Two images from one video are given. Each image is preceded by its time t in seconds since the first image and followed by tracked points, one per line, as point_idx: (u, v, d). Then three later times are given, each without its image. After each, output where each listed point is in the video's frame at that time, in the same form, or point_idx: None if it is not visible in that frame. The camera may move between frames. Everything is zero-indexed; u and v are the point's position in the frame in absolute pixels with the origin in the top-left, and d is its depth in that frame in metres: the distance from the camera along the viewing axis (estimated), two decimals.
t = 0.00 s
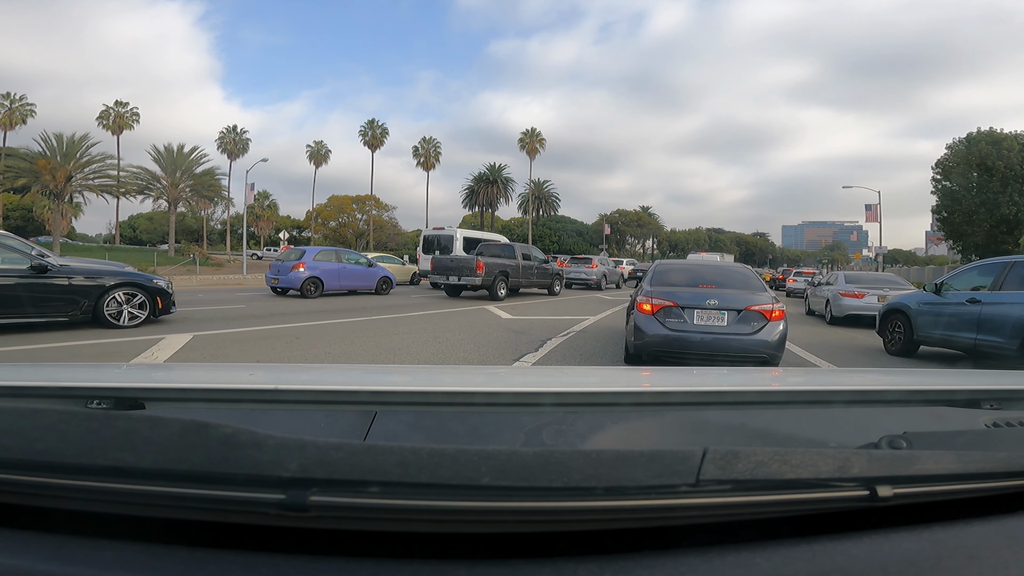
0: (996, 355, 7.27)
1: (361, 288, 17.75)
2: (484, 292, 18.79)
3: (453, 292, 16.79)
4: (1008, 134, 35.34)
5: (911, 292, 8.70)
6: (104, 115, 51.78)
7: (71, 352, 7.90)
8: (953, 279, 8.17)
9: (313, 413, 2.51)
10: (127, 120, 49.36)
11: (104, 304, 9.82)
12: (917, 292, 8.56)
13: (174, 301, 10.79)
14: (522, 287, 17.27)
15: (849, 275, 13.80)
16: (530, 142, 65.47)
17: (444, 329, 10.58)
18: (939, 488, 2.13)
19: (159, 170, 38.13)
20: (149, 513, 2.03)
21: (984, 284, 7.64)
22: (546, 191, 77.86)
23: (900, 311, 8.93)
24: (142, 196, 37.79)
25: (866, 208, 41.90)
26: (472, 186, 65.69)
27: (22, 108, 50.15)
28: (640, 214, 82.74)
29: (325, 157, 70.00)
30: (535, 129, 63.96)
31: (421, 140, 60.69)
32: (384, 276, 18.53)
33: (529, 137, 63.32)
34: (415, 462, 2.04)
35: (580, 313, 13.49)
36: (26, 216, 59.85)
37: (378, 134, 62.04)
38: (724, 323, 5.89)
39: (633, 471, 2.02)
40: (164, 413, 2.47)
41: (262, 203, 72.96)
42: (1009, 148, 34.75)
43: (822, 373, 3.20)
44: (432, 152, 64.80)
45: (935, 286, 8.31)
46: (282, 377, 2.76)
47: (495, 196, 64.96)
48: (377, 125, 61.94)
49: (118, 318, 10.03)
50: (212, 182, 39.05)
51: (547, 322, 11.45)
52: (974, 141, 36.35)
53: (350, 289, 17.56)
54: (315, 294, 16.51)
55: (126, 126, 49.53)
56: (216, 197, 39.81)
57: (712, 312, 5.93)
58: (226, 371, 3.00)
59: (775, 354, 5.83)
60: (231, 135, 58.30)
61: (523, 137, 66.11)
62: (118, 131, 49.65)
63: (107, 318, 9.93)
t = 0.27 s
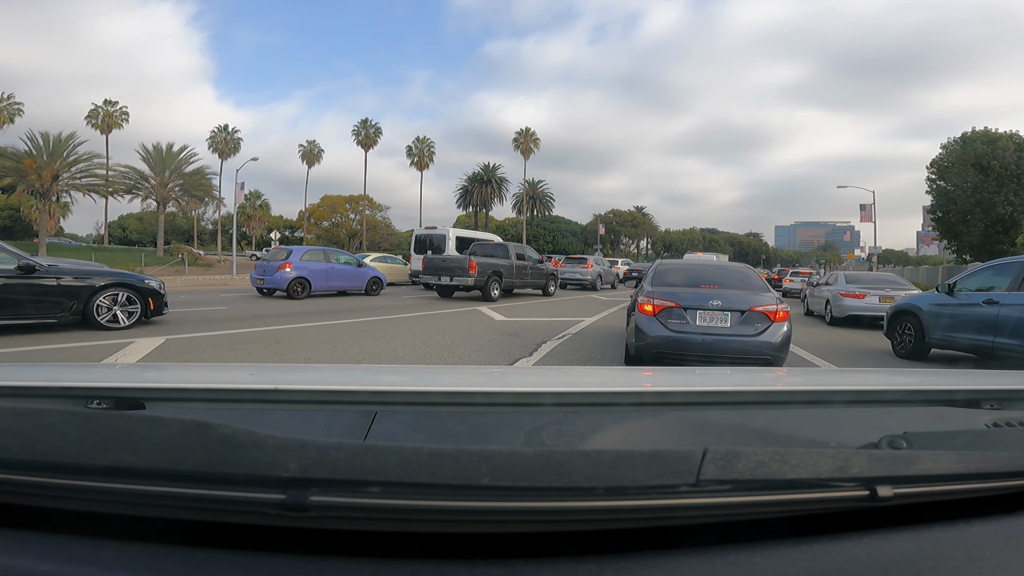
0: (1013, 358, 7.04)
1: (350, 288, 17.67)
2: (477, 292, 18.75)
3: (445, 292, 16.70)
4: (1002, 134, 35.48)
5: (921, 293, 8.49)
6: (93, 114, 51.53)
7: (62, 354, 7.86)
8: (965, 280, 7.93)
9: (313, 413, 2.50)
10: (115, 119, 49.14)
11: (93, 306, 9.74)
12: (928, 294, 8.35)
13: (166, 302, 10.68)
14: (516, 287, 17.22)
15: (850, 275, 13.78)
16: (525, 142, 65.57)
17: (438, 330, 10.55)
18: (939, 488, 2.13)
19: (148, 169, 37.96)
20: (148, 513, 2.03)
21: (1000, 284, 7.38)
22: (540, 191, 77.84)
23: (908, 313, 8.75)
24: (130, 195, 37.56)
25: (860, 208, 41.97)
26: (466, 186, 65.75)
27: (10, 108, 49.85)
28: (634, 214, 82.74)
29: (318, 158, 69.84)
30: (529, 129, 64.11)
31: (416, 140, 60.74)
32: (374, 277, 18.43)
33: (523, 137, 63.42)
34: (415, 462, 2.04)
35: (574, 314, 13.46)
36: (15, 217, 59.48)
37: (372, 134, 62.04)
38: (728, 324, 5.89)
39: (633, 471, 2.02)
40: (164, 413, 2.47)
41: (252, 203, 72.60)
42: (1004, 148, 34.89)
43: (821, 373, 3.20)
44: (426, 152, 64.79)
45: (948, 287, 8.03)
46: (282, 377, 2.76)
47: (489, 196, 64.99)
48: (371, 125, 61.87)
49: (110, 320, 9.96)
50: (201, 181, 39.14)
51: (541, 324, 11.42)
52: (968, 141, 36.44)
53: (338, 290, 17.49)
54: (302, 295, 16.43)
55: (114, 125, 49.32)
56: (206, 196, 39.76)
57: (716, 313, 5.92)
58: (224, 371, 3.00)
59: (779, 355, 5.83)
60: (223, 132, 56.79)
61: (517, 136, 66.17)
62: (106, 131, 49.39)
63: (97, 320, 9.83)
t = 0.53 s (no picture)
0: None
1: (338, 289, 17.53)
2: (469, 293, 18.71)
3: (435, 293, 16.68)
4: (995, 133, 35.67)
5: (933, 292, 8.23)
6: (81, 114, 51.32)
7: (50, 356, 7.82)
8: (979, 279, 7.70)
9: (312, 413, 2.51)
10: (103, 119, 48.95)
11: (79, 308, 9.71)
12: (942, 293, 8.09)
13: (155, 305, 10.64)
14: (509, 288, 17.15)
15: (849, 274, 13.78)
16: (519, 142, 65.73)
17: (431, 332, 10.51)
18: (939, 488, 2.13)
19: (135, 169, 37.78)
20: (148, 513, 2.03)
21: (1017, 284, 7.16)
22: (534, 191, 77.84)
23: (918, 314, 8.53)
24: (117, 196, 37.38)
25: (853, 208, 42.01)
26: (460, 186, 65.82)
27: None
28: (628, 214, 82.77)
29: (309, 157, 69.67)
30: (522, 129, 64.34)
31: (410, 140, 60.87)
32: (364, 279, 18.25)
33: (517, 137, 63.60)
34: (415, 462, 2.03)
35: (568, 314, 13.44)
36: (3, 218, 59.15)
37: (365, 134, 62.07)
38: (730, 325, 5.89)
39: (632, 471, 2.02)
40: (164, 413, 2.47)
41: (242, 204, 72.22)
42: (998, 146, 35.07)
43: (820, 373, 3.20)
44: (419, 152, 64.91)
45: (962, 287, 7.78)
46: (281, 378, 2.76)
47: (482, 196, 65.08)
48: (365, 125, 61.93)
49: (96, 323, 9.91)
50: (189, 181, 38.76)
51: (535, 325, 11.40)
52: (962, 140, 36.58)
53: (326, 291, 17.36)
54: (287, 296, 16.34)
55: (102, 125, 49.12)
56: (195, 196, 39.45)
57: (719, 314, 5.92)
58: (222, 371, 3.00)
59: (783, 356, 5.82)
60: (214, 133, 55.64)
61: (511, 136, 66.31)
62: (94, 131, 49.16)
63: (84, 323, 9.79)
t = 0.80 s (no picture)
0: None
1: (326, 290, 17.25)
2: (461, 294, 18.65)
3: (427, 296, 16.61)
4: (988, 132, 35.73)
5: (944, 292, 7.99)
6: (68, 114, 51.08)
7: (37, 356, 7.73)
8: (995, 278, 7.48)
9: (313, 413, 2.51)
10: (90, 118, 48.80)
11: (64, 310, 9.56)
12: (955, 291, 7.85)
13: (141, 306, 10.59)
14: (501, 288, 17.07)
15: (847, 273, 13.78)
16: (512, 142, 65.78)
17: (425, 333, 10.46)
18: (939, 488, 2.13)
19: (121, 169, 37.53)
20: (149, 513, 2.03)
21: None
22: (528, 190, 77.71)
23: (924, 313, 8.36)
24: (103, 196, 37.18)
25: (847, 207, 42.03)
26: (454, 186, 65.84)
27: None
28: (621, 214, 82.70)
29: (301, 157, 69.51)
30: (516, 128, 64.35)
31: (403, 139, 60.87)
32: (352, 279, 17.98)
33: (511, 135, 63.60)
34: (415, 462, 2.04)
35: (562, 315, 13.41)
36: None
37: (358, 133, 62.05)
38: (733, 325, 5.88)
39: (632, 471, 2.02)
40: (164, 413, 2.47)
41: (233, 204, 71.95)
42: (991, 144, 35.14)
43: (818, 373, 3.21)
44: (412, 152, 64.97)
45: (976, 286, 7.55)
46: (281, 378, 2.76)
47: (476, 195, 65.10)
48: (357, 125, 61.88)
49: (82, 325, 9.78)
50: (177, 181, 38.82)
51: (528, 326, 11.37)
52: (955, 139, 36.60)
53: (313, 292, 17.06)
54: (271, 298, 16.06)
55: (89, 125, 48.98)
56: (183, 196, 39.54)
57: (721, 314, 5.92)
58: (222, 371, 3.00)
59: (786, 356, 5.82)
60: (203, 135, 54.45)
61: (505, 136, 66.38)
62: (81, 130, 48.98)
63: (67, 325, 9.64)
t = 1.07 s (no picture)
0: None
1: (315, 291, 16.88)
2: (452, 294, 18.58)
3: (417, 296, 16.50)
4: (981, 129, 35.75)
5: (952, 291, 7.91)
6: (55, 113, 50.68)
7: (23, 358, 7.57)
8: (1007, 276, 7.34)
9: (313, 413, 2.51)
10: (76, 117, 48.53)
11: (46, 313, 8.86)
12: (964, 290, 7.76)
13: (127, 308, 9.91)
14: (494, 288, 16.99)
15: (843, 271, 13.79)
16: (506, 141, 65.94)
17: (419, 333, 10.40)
18: (938, 488, 2.13)
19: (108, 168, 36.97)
20: (148, 513, 2.03)
21: None
22: (520, 189, 77.61)
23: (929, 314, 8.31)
24: (89, 196, 36.84)
25: (841, 206, 42.05)
26: (448, 185, 65.85)
27: None
28: (615, 214, 82.78)
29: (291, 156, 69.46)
30: (509, 127, 64.54)
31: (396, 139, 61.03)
32: (342, 279, 17.66)
33: (504, 134, 63.81)
34: (415, 462, 2.04)
35: (556, 316, 13.35)
36: None
37: (350, 133, 62.00)
38: (734, 324, 5.88)
39: (633, 471, 2.02)
40: (164, 413, 2.47)
41: (223, 204, 71.60)
42: (983, 143, 35.20)
43: (816, 373, 3.20)
44: (404, 151, 64.99)
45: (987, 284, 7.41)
46: (282, 378, 2.77)
47: (468, 195, 65.13)
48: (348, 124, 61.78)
49: (58, 325, 9.05)
50: (165, 182, 38.09)
51: (523, 326, 11.31)
52: (948, 137, 36.59)
53: (300, 293, 16.61)
54: (257, 299, 15.59)
55: (76, 125, 48.69)
56: (171, 197, 38.75)
57: (721, 313, 5.91)
58: (222, 371, 3.00)
59: (787, 356, 5.82)
60: (189, 135, 53.82)
61: (498, 135, 66.40)
62: (68, 130, 48.72)
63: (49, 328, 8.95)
